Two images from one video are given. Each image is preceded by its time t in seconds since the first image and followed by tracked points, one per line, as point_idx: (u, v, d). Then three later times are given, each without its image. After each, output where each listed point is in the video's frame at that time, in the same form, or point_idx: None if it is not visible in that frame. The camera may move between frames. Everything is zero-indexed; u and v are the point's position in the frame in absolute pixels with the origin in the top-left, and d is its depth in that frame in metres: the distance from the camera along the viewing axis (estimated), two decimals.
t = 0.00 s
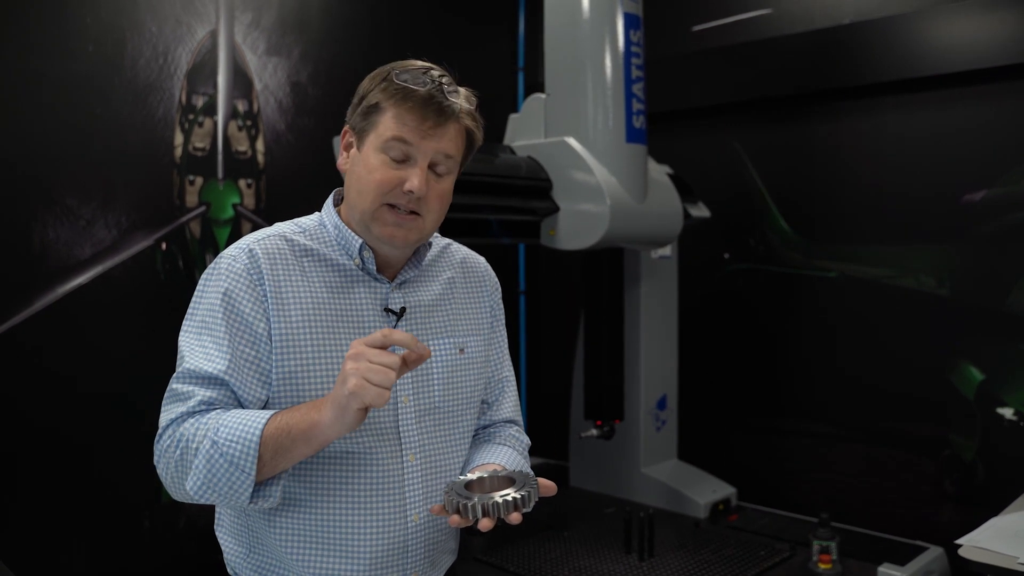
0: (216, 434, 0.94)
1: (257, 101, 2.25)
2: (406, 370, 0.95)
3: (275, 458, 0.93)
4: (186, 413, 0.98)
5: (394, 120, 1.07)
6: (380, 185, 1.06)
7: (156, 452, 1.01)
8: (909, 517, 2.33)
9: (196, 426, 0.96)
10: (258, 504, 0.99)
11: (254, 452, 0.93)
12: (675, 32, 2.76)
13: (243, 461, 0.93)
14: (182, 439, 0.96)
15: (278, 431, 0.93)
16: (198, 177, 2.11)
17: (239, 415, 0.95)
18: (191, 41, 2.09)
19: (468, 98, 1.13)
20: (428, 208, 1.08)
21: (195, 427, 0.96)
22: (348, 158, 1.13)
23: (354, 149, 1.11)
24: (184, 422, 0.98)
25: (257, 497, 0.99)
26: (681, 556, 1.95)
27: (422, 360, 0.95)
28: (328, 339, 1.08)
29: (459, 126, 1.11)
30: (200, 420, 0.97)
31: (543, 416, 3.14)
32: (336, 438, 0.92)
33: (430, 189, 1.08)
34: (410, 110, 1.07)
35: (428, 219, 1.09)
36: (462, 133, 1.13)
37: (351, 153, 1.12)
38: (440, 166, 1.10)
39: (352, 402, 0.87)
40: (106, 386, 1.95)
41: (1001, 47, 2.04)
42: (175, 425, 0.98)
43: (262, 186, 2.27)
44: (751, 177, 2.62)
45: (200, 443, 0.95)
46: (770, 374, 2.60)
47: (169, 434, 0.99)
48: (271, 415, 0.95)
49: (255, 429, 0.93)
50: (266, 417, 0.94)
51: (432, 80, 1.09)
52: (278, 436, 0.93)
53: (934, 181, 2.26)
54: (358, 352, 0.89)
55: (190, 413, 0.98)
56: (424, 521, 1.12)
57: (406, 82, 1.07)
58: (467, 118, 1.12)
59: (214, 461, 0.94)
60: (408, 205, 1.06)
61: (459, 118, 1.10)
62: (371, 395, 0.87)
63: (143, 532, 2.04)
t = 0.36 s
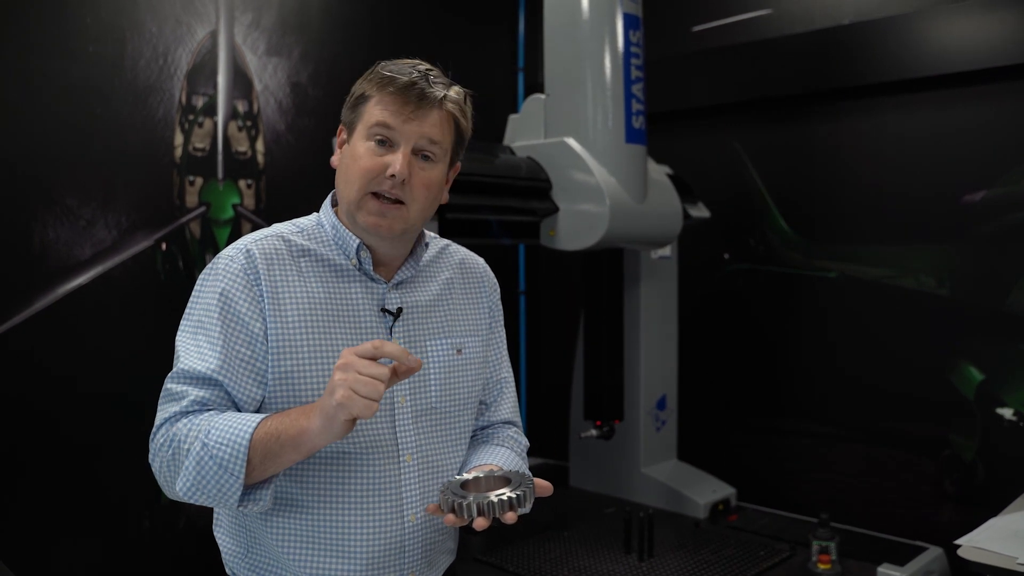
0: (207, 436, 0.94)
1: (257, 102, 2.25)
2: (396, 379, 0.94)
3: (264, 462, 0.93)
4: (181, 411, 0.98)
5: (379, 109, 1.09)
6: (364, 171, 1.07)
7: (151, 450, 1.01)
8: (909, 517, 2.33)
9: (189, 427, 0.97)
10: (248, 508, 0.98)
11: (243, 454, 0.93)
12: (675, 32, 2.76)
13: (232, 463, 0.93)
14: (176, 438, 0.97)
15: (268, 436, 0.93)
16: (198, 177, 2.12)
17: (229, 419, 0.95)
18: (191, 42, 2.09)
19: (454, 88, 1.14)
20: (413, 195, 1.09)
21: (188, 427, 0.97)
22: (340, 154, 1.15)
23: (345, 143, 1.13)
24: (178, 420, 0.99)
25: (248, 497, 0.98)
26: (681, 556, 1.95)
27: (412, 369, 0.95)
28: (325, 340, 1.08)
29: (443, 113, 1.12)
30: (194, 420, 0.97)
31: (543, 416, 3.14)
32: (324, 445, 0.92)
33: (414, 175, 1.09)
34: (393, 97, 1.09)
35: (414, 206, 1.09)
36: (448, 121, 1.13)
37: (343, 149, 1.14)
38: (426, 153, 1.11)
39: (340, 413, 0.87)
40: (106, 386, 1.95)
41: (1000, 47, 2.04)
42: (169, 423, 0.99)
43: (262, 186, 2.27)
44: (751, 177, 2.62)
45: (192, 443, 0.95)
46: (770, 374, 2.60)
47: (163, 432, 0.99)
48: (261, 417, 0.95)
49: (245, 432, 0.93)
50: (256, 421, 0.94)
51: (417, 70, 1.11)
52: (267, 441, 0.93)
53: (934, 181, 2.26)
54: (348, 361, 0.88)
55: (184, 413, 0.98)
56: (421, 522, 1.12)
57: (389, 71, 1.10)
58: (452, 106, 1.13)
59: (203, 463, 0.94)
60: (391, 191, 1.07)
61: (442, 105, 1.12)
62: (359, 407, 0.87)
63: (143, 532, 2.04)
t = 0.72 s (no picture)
0: (207, 425, 0.95)
1: (258, 102, 2.25)
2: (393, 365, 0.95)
3: (263, 450, 0.94)
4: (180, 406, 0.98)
5: (393, 122, 1.07)
6: (379, 186, 1.07)
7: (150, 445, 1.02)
8: (909, 517, 2.33)
9: (188, 420, 0.97)
10: (247, 499, 0.99)
11: (242, 443, 0.93)
12: (675, 32, 2.76)
13: (232, 453, 0.93)
14: (175, 431, 0.97)
15: (268, 422, 0.93)
16: (198, 177, 2.12)
17: (229, 408, 0.96)
18: (192, 43, 2.09)
19: (465, 100, 1.14)
20: (426, 209, 1.09)
21: (190, 419, 0.97)
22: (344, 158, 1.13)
23: (352, 150, 1.11)
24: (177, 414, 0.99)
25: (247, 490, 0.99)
26: (680, 556, 1.95)
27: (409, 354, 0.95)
28: (324, 337, 1.08)
29: (456, 127, 1.12)
30: (194, 413, 0.97)
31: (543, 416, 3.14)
32: (323, 430, 0.92)
33: (428, 190, 1.09)
34: (409, 111, 1.07)
35: (426, 219, 1.10)
36: (459, 134, 1.14)
37: (348, 154, 1.12)
38: (438, 167, 1.11)
39: (338, 394, 0.87)
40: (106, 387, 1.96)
41: (1000, 48, 2.05)
42: (169, 417, 0.99)
43: (262, 187, 2.28)
44: (751, 177, 2.62)
45: (191, 433, 0.96)
46: (770, 374, 2.61)
47: (162, 426, 0.99)
48: (258, 407, 0.95)
49: (244, 420, 0.94)
50: (255, 410, 0.95)
51: (432, 82, 1.09)
52: (265, 428, 0.93)
53: (934, 181, 2.26)
54: (343, 341, 0.89)
55: (184, 407, 0.99)
56: (420, 519, 1.12)
57: (405, 84, 1.08)
58: (464, 119, 1.13)
59: (203, 452, 0.95)
60: (407, 207, 1.07)
61: (456, 120, 1.11)
62: (357, 386, 0.87)
63: (144, 532, 2.05)
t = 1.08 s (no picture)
0: (210, 425, 0.95)
1: (258, 102, 2.26)
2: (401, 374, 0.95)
3: (267, 453, 0.94)
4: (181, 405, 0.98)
5: (406, 129, 1.07)
6: (393, 193, 1.07)
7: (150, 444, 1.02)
8: (909, 517, 2.32)
9: (191, 420, 0.97)
10: (250, 501, 0.99)
11: (248, 446, 0.93)
12: (675, 32, 2.76)
13: (237, 454, 0.94)
14: (177, 430, 0.97)
15: (273, 426, 0.93)
16: (198, 177, 2.12)
17: (233, 409, 0.96)
18: (191, 42, 2.10)
19: (471, 106, 1.14)
20: (435, 214, 1.11)
21: (192, 419, 0.97)
22: (349, 160, 1.11)
23: (359, 153, 1.09)
24: (178, 413, 0.99)
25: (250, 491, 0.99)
26: (680, 556, 1.95)
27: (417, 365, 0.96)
28: (323, 335, 1.08)
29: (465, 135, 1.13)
30: (195, 413, 0.98)
31: (543, 417, 3.14)
32: (328, 435, 0.92)
33: (439, 197, 1.10)
34: (424, 121, 1.07)
35: (435, 224, 1.12)
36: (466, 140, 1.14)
37: (354, 156, 1.11)
38: (447, 174, 1.12)
39: (346, 402, 0.88)
40: (106, 386, 1.96)
41: (999, 47, 2.05)
42: (169, 416, 0.99)
43: (262, 186, 2.28)
44: (751, 177, 2.62)
45: (194, 433, 0.96)
46: (770, 374, 2.60)
47: (162, 425, 0.99)
48: (263, 410, 0.95)
49: (248, 424, 0.93)
50: (259, 414, 0.94)
51: (444, 91, 1.09)
52: (270, 433, 0.93)
53: (933, 181, 2.25)
54: (354, 350, 0.89)
55: (185, 406, 0.99)
56: (418, 516, 1.12)
57: (419, 92, 1.07)
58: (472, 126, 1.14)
59: (207, 453, 0.94)
60: (419, 215, 1.08)
61: (466, 128, 1.12)
62: (367, 396, 0.87)
63: (143, 531, 2.05)
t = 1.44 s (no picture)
0: (213, 420, 0.95)
1: (258, 102, 2.26)
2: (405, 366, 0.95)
3: (271, 444, 0.94)
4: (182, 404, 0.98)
5: (407, 131, 1.07)
6: (396, 195, 1.07)
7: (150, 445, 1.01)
8: (909, 517, 2.33)
9: (193, 417, 0.97)
10: (253, 496, 0.99)
11: (251, 439, 0.93)
12: (675, 32, 2.76)
13: (239, 447, 0.94)
14: (179, 428, 0.97)
15: (277, 416, 0.93)
16: (199, 177, 2.12)
17: (235, 404, 0.96)
18: (192, 42, 2.10)
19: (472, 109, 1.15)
20: (438, 215, 1.11)
21: (194, 416, 0.97)
22: (351, 162, 1.11)
23: (361, 155, 1.09)
24: (179, 412, 0.99)
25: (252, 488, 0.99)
26: (679, 556, 1.95)
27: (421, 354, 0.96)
28: (323, 334, 1.08)
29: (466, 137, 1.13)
30: (197, 411, 0.98)
31: (543, 416, 3.14)
32: (332, 424, 0.92)
33: (441, 198, 1.10)
34: (426, 122, 1.07)
35: (438, 225, 1.12)
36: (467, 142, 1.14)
37: (355, 158, 1.11)
38: (448, 175, 1.12)
39: (350, 387, 0.88)
40: (106, 386, 1.96)
41: (999, 47, 2.05)
42: (171, 415, 0.99)
43: (262, 186, 2.28)
44: (750, 176, 2.62)
45: (196, 429, 0.96)
46: (770, 374, 2.61)
47: (163, 425, 0.99)
48: (265, 402, 0.95)
49: (251, 416, 0.94)
50: (262, 405, 0.95)
51: (446, 93, 1.09)
52: (274, 422, 0.93)
53: (934, 181, 2.25)
54: (358, 336, 0.90)
55: (187, 403, 0.99)
56: (418, 516, 1.12)
57: (420, 94, 1.07)
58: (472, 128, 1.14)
59: (209, 447, 0.95)
60: (421, 215, 1.08)
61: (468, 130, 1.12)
62: (370, 380, 0.87)
63: (143, 531, 2.05)
